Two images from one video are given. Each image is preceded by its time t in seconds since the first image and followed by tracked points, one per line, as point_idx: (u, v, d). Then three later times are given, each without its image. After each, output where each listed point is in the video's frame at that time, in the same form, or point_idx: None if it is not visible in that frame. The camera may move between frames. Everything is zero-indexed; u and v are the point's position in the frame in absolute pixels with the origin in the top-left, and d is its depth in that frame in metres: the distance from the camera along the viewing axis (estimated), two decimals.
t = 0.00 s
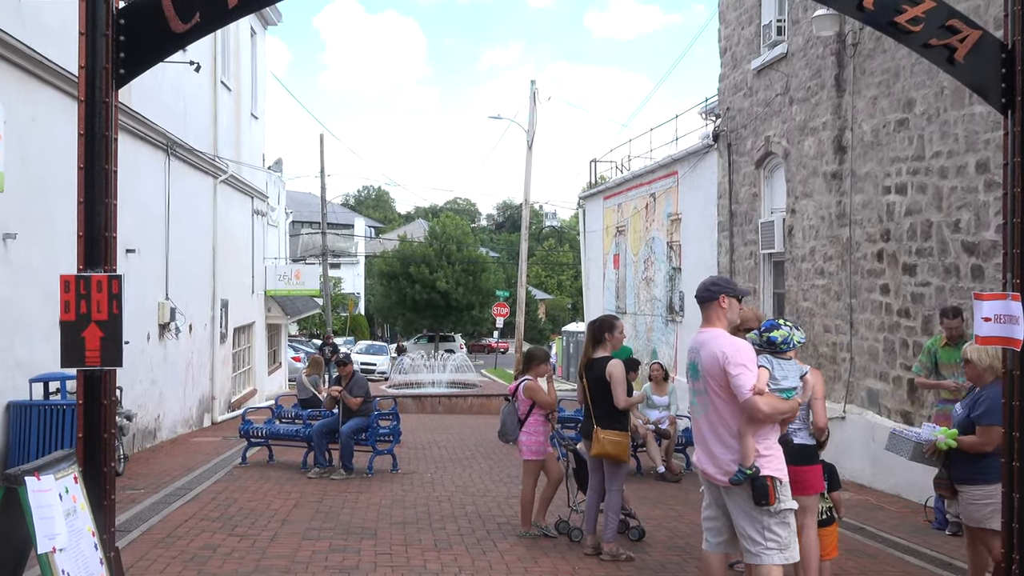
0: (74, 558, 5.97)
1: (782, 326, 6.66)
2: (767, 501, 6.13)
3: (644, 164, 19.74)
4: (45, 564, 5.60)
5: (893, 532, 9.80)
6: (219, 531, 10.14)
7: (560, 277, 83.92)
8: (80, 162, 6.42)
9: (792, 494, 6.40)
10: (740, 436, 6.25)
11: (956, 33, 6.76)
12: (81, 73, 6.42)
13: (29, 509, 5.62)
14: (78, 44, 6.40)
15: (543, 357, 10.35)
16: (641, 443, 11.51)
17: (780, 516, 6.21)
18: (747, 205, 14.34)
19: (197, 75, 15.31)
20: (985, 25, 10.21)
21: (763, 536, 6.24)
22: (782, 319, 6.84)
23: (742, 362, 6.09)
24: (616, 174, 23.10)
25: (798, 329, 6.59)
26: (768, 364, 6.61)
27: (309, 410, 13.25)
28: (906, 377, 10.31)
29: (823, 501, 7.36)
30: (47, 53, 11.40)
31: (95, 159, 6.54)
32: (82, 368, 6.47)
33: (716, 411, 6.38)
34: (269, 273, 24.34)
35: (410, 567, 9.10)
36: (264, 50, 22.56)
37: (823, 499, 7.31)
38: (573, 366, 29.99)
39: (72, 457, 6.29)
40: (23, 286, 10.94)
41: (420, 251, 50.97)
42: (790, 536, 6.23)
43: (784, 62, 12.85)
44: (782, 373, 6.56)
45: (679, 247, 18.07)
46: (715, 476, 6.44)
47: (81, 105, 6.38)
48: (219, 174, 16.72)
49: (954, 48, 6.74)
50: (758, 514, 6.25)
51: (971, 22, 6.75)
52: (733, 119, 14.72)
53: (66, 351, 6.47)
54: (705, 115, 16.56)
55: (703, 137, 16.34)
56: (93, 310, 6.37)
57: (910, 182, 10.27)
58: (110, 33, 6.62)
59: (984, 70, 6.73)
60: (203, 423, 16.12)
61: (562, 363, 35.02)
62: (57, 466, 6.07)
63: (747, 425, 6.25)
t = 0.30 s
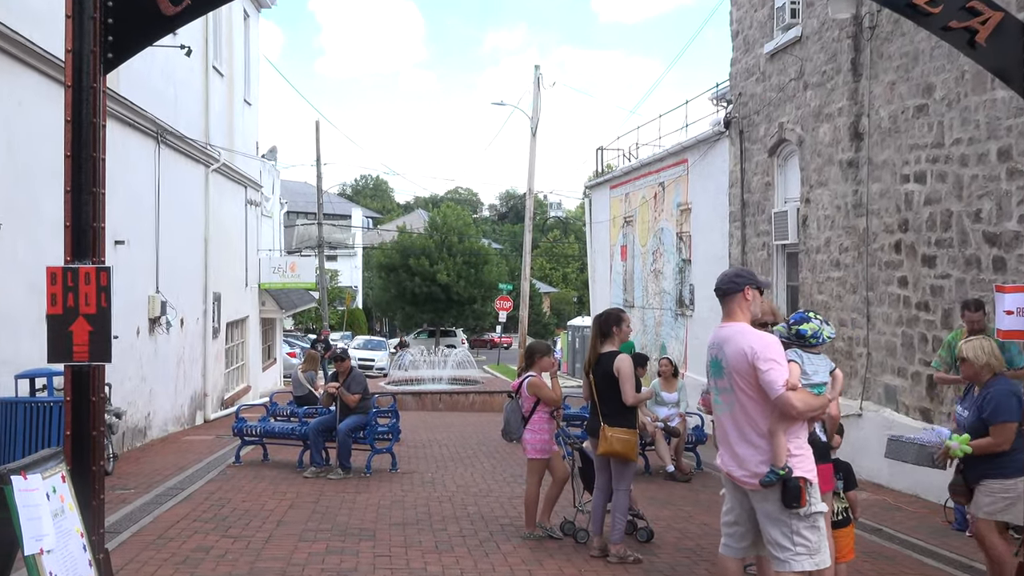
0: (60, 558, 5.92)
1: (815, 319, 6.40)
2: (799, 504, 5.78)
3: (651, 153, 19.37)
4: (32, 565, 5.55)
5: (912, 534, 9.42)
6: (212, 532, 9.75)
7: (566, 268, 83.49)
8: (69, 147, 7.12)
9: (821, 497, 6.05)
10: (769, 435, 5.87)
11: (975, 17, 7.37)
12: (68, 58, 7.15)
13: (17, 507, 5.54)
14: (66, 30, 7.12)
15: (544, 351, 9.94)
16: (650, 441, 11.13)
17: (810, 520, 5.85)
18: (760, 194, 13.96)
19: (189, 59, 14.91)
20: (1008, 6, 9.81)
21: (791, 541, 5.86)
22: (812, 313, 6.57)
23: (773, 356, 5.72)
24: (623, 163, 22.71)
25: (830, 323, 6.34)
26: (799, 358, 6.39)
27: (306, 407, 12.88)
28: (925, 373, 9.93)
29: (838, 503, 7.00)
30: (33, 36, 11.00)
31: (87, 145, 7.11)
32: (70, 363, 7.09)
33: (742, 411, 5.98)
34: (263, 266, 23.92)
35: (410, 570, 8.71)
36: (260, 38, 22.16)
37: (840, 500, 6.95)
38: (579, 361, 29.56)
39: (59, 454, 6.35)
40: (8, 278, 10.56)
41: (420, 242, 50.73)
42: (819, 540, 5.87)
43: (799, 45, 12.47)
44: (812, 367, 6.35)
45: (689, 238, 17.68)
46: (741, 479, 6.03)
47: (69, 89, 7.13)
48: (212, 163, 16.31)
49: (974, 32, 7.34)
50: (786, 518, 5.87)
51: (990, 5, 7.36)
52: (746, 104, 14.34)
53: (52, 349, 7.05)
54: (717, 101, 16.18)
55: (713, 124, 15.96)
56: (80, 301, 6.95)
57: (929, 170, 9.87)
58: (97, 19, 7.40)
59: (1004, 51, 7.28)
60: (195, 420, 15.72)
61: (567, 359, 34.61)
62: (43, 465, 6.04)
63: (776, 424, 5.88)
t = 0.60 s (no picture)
0: (48, 561, 5.63)
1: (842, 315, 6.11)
2: (828, 509, 5.42)
3: (661, 142, 19.01)
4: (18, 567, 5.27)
5: (931, 538, 9.06)
6: (205, 535, 9.40)
7: (572, 262, 82.95)
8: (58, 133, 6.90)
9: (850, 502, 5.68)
10: (801, 436, 5.49)
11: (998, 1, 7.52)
12: (57, 41, 6.82)
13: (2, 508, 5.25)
14: (54, 12, 6.81)
15: (549, 347, 9.58)
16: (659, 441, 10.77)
17: (837, 527, 5.49)
18: (773, 184, 13.60)
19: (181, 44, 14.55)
20: None
21: (816, 548, 5.50)
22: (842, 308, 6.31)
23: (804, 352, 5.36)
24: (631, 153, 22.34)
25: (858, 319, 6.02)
26: (829, 355, 6.11)
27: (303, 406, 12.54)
28: (945, 370, 9.57)
29: (857, 505, 6.73)
30: (20, 21, 10.64)
31: (76, 134, 6.94)
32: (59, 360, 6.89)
33: (770, 413, 5.59)
34: (258, 258, 23.62)
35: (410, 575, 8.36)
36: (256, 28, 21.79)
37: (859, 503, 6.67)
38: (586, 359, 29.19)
39: (49, 452, 6.05)
40: None
41: (421, 235, 50.33)
42: (847, 548, 5.51)
43: (813, 29, 12.11)
44: (843, 365, 6.11)
45: (700, 230, 17.31)
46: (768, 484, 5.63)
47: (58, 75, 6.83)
48: (205, 153, 15.95)
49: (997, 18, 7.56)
50: (813, 524, 5.50)
51: None
52: (759, 91, 14.00)
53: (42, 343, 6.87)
54: (729, 88, 15.82)
55: (724, 112, 15.60)
56: (70, 296, 6.75)
57: (949, 159, 9.51)
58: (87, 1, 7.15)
59: None
60: (188, 419, 15.37)
61: (573, 356, 34.25)
62: (31, 464, 5.74)
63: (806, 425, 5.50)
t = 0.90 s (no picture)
0: (38, 564, 5.34)
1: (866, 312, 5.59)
2: (849, 516, 5.06)
3: (670, 133, 18.65)
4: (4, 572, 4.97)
5: (949, 544, 8.72)
6: (197, 538, 9.06)
7: (578, 257, 82.54)
8: (44, 126, 6.66)
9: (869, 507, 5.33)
10: (821, 440, 5.12)
11: None
12: (45, 27, 6.61)
13: None
14: None
15: (552, 345, 9.24)
16: (667, 442, 10.43)
17: (858, 533, 5.15)
18: (787, 176, 13.28)
19: (172, 31, 14.21)
20: None
21: (835, 555, 5.15)
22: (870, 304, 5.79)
23: (828, 351, 5.00)
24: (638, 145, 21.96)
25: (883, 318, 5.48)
26: (850, 352, 5.65)
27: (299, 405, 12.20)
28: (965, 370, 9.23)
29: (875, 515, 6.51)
30: (7, 6, 10.32)
31: (64, 123, 6.69)
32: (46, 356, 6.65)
33: (789, 415, 5.18)
34: (253, 252, 23.04)
35: None
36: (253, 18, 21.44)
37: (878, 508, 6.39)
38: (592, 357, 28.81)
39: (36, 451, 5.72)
40: None
41: (421, 229, 49.95)
42: (867, 555, 5.16)
43: (829, 16, 11.77)
44: (865, 363, 5.64)
45: (710, 224, 16.97)
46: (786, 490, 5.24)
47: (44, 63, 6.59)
48: (197, 143, 15.60)
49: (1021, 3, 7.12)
50: (833, 530, 5.14)
51: None
52: (772, 80, 13.65)
53: (27, 340, 6.62)
54: (740, 78, 15.48)
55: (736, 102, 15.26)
56: (57, 293, 6.50)
57: (970, 151, 9.16)
58: None
59: None
60: (180, 417, 15.02)
61: (578, 354, 33.89)
62: (19, 464, 5.44)
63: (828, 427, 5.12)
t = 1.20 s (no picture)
0: (24, 567, 5.06)
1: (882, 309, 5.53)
2: (859, 517, 4.82)
3: (680, 123, 18.32)
4: None
5: (970, 549, 8.38)
6: (189, 541, 8.73)
7: (586, 251, 82.10)
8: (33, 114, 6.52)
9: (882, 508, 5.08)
10: (830, 440, 4.89)
11: None
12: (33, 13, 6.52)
13: None
14: None
15: (558, 340, 8.85)
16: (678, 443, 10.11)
17: (869, 535, 4.89)
18: (802, 167, 12.98)
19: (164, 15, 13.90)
20: None
21: (845, 559, 4.90)
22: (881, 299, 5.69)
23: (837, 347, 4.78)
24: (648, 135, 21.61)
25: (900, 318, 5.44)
26: (863, 351, 5.63)
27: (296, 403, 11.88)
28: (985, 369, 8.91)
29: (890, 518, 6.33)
30: None
31: (54, 112, 6.51)
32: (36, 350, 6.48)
33: (797, 413, 4.97)
34: (249, 245, 22.90)
35: None
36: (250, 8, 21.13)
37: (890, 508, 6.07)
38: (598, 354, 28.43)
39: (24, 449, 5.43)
40: None
41: (423, 222, 49.52)
42: (879, 558, 4.92)
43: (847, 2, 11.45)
44: (877, 362, 5.63)
45: (722, 216, 16.65)
46: (792, 491, 5.02)
47: (33, 49, 6.49)
48: (191, 132, 15.26)
49: None
50: (843, 532, 4.89)
51: None
52: (786, 68, 13.34)
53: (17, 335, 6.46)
54: (753, 66, 15.15)
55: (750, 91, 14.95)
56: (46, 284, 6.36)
57: (991, 141, 8.82)
58: None
59: None
60: (173, 416, 14.69)
61: (583, 351, 33.52)
62: (8, 461, 5.17)
63: (836, 427, 4.90)
